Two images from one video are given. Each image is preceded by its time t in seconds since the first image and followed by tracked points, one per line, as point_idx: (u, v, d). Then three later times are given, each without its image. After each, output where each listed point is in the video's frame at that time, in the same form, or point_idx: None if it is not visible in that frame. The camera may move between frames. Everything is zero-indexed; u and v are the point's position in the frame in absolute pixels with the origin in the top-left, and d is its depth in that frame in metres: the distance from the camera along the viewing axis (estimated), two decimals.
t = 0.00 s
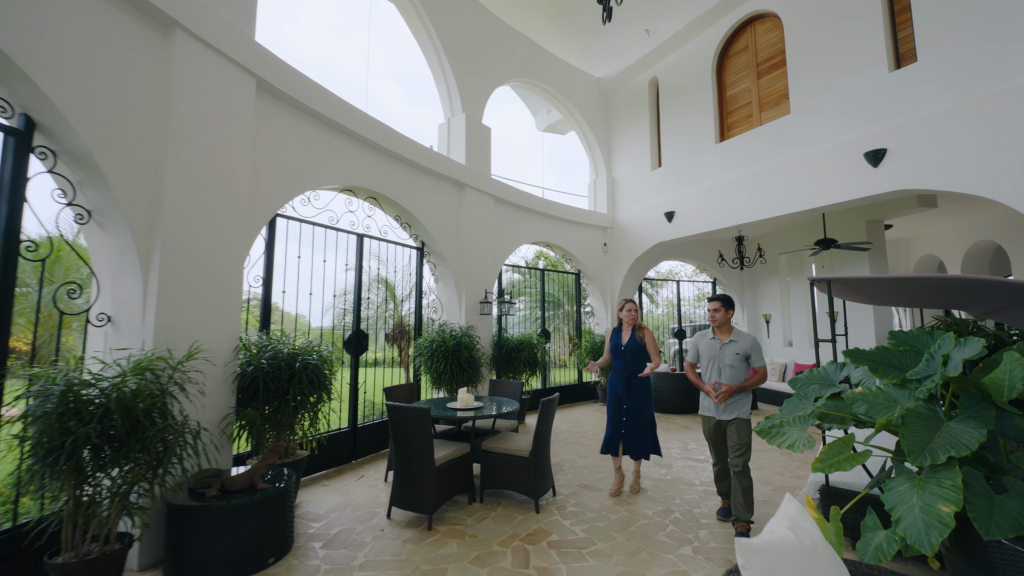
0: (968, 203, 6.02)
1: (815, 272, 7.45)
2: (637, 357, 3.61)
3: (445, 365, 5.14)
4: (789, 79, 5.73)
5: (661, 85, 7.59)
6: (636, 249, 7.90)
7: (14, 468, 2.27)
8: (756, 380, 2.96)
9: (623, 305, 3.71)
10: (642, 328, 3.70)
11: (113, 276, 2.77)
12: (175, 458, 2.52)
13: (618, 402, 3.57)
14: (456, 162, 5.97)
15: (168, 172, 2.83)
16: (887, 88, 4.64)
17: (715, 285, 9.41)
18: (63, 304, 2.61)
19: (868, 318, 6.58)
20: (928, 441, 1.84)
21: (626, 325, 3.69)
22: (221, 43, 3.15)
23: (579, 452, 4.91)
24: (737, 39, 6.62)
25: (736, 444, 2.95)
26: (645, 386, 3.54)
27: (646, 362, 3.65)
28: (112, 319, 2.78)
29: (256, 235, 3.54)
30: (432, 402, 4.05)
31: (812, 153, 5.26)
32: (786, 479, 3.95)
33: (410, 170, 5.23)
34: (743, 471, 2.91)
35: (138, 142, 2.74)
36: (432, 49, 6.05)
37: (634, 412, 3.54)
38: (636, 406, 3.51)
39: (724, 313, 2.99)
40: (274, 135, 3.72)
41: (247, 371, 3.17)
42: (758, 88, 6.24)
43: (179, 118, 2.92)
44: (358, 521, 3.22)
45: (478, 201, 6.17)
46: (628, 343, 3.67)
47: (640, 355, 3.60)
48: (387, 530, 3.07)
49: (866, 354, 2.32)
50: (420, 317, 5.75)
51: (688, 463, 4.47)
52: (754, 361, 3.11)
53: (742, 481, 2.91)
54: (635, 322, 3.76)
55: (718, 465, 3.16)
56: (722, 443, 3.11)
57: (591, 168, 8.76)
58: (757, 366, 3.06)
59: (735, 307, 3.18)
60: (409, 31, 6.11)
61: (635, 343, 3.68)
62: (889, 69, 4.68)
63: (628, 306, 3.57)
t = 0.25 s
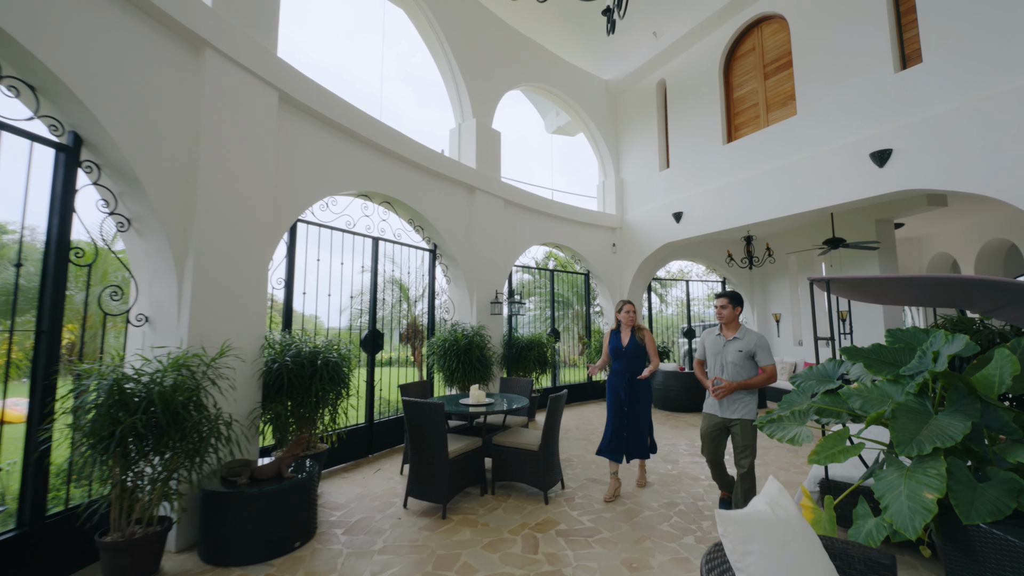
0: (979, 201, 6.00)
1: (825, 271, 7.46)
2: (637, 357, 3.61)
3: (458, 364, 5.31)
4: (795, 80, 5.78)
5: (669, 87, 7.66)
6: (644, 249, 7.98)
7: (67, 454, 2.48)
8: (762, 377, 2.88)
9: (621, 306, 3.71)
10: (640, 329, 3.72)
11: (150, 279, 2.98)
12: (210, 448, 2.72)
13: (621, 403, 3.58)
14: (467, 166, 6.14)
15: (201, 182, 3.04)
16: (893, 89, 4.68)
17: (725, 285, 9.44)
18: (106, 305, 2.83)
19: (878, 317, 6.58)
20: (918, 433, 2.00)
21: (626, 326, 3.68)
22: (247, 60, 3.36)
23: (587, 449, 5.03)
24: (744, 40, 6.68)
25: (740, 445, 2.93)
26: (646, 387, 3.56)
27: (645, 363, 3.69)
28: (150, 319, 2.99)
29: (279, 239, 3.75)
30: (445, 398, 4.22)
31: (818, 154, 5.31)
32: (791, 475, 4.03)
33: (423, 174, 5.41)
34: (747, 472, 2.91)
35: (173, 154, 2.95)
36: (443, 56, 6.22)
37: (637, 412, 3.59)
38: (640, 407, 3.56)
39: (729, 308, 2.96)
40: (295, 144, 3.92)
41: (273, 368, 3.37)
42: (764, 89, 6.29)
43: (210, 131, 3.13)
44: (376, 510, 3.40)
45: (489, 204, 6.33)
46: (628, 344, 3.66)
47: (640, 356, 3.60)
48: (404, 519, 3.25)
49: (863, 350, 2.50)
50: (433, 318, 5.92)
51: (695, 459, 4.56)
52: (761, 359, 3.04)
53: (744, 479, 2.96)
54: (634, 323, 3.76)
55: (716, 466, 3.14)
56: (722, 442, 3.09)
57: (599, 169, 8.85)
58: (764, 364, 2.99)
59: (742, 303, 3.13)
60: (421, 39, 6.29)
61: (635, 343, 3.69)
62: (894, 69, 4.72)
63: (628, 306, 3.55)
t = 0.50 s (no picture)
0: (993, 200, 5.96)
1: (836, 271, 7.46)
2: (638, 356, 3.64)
3: (471, 364, 5.48)
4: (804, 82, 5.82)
5: (678, 89, 7.73)
6: (655, 250, 8.06)
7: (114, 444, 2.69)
8: (764, 374, 2.94)
9: (619, 305, 3.73)
10: (640, 328, 3.73)
11: (184, 282, 3.18)
12: (241, 441, 2.90)
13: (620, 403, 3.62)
14: (479, 170, 6.30)
15: (231, 191, 3.23)
16: (901, 91, 4.71)
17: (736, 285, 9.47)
18: (145, 307, 3.04)
19: (890, 317, 6.57)
20: (912, 430, 2.09)
21: (626, 325, 3.69)
22: (272, 74, 3.55)
23: (597, 446, 5.15)
24: (753, 43, 6.72)
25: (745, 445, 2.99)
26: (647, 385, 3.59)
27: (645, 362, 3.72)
28: (184, 319, 3.18)
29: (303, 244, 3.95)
30: (460, 396, 4.38)
31: (827, 156, 5.35)
32: (798, 472, 4.10)
33: (437, 179, 5.57)
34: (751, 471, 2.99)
35: (206, 166, 3.15)
36: (456, 64, 6.38)
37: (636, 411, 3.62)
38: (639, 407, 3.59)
39: (730, 304, 3.05)
40: (317, 153, 4.11)
41: (297, 366, 3.55)
42: (774, 91, 6.34)
43: (239, 142, 3.32)
44: (395, 501, 3.57)
45: (500, 207, 6.48)
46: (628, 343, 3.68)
47: (641, 355, 3.63)
48: (421, 510, 3.41)
49: (866, 350, 2.57)
50: (447, 318, 6.10)
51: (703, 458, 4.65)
52: (765, 356, 3.10)
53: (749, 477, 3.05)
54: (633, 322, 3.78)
55: (718, 466, 3.19)
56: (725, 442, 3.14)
57: (609, 171, 8.94)
58: (768, 361, 3.04)
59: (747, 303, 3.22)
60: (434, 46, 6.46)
61: (634, 342, 3.70)
62: (902, 71, 4.75)
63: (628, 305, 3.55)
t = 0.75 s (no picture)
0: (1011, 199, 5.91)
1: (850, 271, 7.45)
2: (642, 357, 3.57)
3: (486, 363, 5.65)
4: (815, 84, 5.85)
5: (690, 91, 7.79)
6: (666, 251, 8.12)
7: (160, 434, 2.91)
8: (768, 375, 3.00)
9: (626, 304, 3.66)
10: (645, 328, 3.69)
11: (218, 285, 3.40)
12: (274, 434, 3.10)
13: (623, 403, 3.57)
14: (492, 174, 6.45)
15: (262, 199, 3.44)
16: (913, 91, 4.73)
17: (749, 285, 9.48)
18: (185, 308, 3.26)
19: (905, 317, 6.54)
20: (912, 425, 2.17)
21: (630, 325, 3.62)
22: (298, 88, 3.74)
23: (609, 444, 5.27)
24: (764, 44, 6.76)
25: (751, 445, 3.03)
26: (652, 387, 3.51)
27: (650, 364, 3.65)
28: (220, 320, 3.39)
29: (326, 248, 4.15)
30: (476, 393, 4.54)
31: (838, 156, 5.37)
32: (808, 470, 4.16)
33: (452, 184, 5.74)
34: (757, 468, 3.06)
35: (239, 176, 3.35)
36: (470, 70, 6.54)
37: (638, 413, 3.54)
38: (642, 408, 3.52)
39: (733, 306, 3.10)
40: (339, 161, 4.30)
41: (323, 364, 3.74)
42: (785, 93, 6.37)
43: (269, 153, 3.52)
44: (415, 493, 3.74)
45: (513, 210, 6.63)
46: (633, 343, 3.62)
47: (646, 356, 3.56)
48: (440, 501, 3.58)
49: (871, 349, 2.65)
50: (462, 319, 6.28)
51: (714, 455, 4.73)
52: (767, 357, 3.16)
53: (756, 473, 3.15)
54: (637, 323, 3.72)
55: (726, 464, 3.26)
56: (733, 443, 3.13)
57: (621, 172, 9.02)
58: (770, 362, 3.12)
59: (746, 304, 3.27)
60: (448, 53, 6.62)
61: (639, 342, 3.65)
62: (914, 72, 4.77)
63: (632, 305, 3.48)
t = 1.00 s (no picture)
0: None
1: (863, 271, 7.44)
2: (647, 359, 3.51)
3: (499, 362, 5.80)
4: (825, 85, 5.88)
5: (700, 93, 7.84)
6: (677, 251, 8.19)
7: (199, 427, 3.12)
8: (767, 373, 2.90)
9: (633, 304, 3.56)
10: (652, 331, 3.58)
11: (248, 288, 3.60)
12: (303, 427, 3.29)
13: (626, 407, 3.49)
14: (505, 177, 6.60)
15: (290, 206, 3.64)
16: (923, 92, 4.75)
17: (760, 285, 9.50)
18: (219, 309, 3.48)
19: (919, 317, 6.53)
20: (912, 421, 2.27)
21: (636, 326, 3.56)
22: (322, 100, 3.94)
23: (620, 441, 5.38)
24: (774, 45, 6.79)
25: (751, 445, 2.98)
26: (656, 389, 3.44)
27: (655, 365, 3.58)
28: (250, 321, 3.59)
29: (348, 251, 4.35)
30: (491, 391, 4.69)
31: (848, 157, 5.41)
32: (817, 467, 4.23)
33: (466, 188, 5.90)
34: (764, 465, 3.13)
35: (268, 184, 3.55)
36: (483, 76, 6.70)
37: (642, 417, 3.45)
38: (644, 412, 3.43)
39: (726, 305, 2.97)
40: (360, 168, 4.49)
41: (346, 362, 3.92)
42: (795, 94, 6.40)
43: (296, 163, 3.72)
44: (433, 486, 3.91)
45: (526, 212, 6.77)
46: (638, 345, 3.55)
47: (651, 357, 3.50)
48: (457, 493, 3.75)
49: (874, 349, 2.75)
50: (476, 319, 6.45)
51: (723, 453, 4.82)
52: (765, 355, 3.02)
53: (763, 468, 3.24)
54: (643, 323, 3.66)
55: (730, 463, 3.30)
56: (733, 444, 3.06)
57: (631, 173, 9.10)
58: (768, 360, 2.98)
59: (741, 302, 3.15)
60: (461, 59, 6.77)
61: (644, 345, 3.57)
62: (924, 73, 4.79)
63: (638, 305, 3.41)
